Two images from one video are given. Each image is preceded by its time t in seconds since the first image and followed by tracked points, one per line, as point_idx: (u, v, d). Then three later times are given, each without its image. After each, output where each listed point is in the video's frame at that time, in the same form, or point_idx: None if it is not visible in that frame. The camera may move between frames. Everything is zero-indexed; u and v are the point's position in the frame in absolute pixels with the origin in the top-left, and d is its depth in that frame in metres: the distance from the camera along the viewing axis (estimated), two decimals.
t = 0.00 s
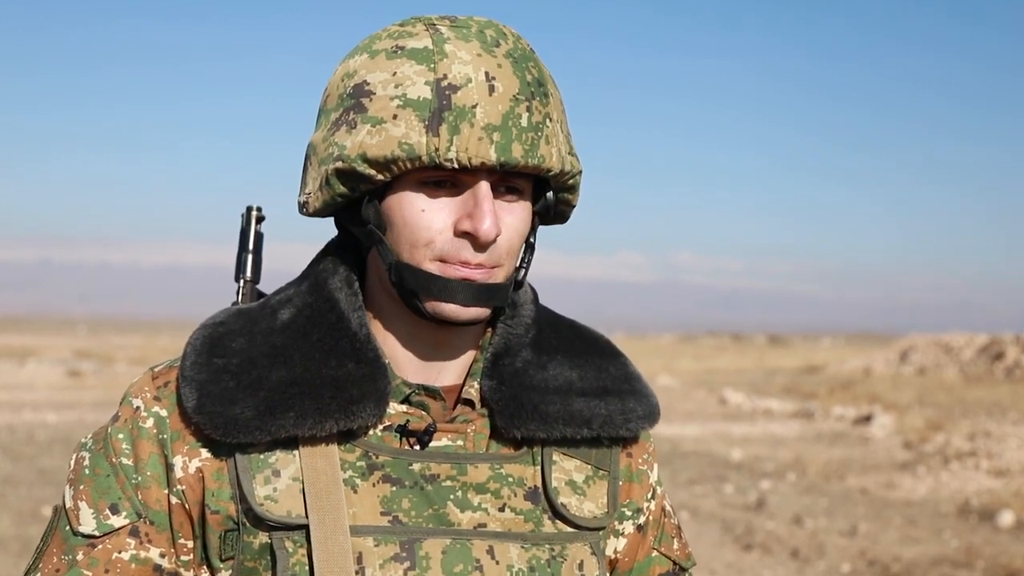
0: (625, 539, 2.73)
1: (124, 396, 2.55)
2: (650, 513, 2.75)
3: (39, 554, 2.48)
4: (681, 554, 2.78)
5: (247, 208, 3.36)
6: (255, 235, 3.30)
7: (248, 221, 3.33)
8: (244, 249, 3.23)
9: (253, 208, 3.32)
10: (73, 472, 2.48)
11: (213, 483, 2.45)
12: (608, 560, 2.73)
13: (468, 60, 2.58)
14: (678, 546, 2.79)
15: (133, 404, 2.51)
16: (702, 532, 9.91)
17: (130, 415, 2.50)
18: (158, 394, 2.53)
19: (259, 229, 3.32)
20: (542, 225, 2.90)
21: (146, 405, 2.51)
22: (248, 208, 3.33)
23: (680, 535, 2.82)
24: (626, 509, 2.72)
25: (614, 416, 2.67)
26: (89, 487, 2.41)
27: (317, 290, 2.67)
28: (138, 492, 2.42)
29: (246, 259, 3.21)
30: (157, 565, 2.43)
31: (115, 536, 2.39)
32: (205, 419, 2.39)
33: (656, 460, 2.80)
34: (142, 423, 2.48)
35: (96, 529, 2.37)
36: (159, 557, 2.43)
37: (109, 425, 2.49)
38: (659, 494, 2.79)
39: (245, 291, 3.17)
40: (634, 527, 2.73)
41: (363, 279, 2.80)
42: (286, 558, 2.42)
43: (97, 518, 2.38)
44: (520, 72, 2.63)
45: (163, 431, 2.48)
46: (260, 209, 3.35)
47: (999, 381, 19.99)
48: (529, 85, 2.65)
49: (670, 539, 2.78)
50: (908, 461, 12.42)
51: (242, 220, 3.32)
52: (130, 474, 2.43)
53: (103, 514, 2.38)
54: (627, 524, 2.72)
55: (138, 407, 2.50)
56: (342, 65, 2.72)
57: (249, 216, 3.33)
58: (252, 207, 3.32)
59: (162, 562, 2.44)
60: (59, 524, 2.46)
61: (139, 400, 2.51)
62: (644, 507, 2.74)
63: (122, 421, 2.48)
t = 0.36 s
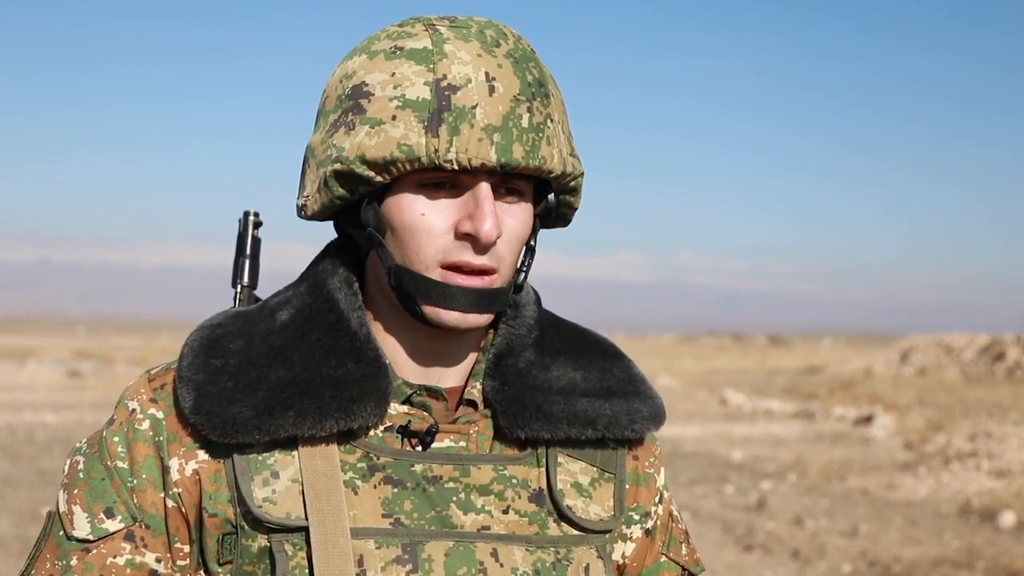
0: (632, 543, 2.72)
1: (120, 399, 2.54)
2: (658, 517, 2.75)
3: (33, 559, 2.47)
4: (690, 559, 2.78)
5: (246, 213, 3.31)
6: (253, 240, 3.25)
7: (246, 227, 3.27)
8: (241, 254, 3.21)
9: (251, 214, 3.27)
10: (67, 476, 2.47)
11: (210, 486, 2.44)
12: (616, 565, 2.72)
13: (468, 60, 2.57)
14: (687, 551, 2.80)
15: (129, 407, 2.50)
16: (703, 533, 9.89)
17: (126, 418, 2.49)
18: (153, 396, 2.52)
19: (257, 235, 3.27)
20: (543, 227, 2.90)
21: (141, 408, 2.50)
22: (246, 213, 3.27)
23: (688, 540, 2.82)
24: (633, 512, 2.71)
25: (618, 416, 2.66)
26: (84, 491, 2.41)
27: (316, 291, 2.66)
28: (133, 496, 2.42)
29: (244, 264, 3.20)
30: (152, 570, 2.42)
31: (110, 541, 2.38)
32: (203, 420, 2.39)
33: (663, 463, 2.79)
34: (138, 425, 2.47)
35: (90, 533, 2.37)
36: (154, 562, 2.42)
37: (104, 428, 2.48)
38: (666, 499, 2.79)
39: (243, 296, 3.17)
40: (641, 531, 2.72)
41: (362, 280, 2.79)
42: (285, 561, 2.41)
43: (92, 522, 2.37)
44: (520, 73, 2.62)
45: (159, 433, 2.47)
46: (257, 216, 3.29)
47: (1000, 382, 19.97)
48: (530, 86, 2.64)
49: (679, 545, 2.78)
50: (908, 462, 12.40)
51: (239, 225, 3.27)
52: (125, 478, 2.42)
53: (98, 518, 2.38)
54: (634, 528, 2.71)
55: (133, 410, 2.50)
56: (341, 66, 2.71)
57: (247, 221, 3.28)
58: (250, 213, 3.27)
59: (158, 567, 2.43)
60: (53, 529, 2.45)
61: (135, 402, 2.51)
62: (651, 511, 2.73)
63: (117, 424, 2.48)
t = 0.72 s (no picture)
0: (649, 548, 2.69)
1: (126, 400, 2.51)
2: (674, 521, 2.73)
3: (38, 563, 2.45)
4: (706, 563, 2.76)
5: (255, 214, 3.30)
6: (262, 241, 3.23)
7: (255, 228, 3.27)
8: (250, 256, 3.18)
9: (261, 215, 3.26)
10: (73, 480, 2.44)
11: (219, 488, 2.42)
12: (632, 570, 2.69)
13: (474, 47, 2.55)
14: (704, 555, 2.78)
15: (136, 409, 2.48)
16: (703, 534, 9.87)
17: (132, 419, 2.46)
18: (161, 398, 2.50)
19: (267, 236, 3.25)
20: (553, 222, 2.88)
21: (148, 409, 2.47)
22: (255, 215, 3.27)
23: (705, 544, 2.80)
24: (649, 516, 2.69)
25: (634, 417, 2.64)
26: (90, 494, 2.38)
27: (326, 290, 2.64)
28: (140, 499, 2.39)
29: (252, 266, 3.17)
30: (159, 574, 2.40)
31: (116, 544, 2.35)
32: (211, 420, 2.36)
33: (679, 466, 2.78)
34: (145, 427, 2.45)
35: (96, 537, 2.34)
36: (161, 566, 2.39)
37: (110, 430, 2.45)
38: (682, 502, 2.77)
39: (252, 298, 3.15)
40: (658, 534, 2.70)
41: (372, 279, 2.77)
42: (295, 565, 2.38)
43: (98, 526, 2.35)
44: (527, 60, 2.60)
45: (166, 435, 2.44)
46: (267, 216, 3.29)
47: (1000, 383, 19.94)
48: (537, 72, 2.61)
49: (695, 549, 2.76)
50: (909, 463, 12.39)
51: (249, 227, 3.26)
52: (132, 481, 2.40)
53: (103, 522, 2.35)
54: (650, 532, 2.69)
55: (140, 411, 2.47)
56: (348, 62, 2.69)
57: (256, 223, 3.27)
58: (260, 214, 3.26)
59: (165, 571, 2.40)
60: (58, 533, 2.43)
61: (142, 404, 2.48)
62: (668, 515, 2.71)
63: (124, 426, 2.45)
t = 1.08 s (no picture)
0: (656, 547, 2.67)
1: (135, 400, 2.49)
2: (680, 521, 2.71)
3: (47, 563, 2.43)
4: (712, 563, 2.74)
5: (258, 215, 3.25)
6: (265, 243, 3.20)
7: (258, 229, 3.22)
8: (253, 257, 3.16)
9: (264, 216, 3.21)
10: (81, 480, 2.42)
11: (229, 488, 2.40)
12: (640, 569, 2.67)
13: (489, 48, 2.53)
14: (709, 555, 2.76)
15: (144, 409, 2.46)
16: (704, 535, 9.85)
17: (141, 420, 2.45)
18: (170, 397, 2.48)
19: (270, 237, 3.22)
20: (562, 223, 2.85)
21: (158, 409, 2.45)
22: (258, 216, 3.22)
23: (711, 544, 2.78)
24: (657, 515, 2.67)
25: (643, 416, 2.62)
26: (99, 494, 2.36)
27: (335, 290, 2.62)
28: (150, 499, 2.37)
29: (256, 267, 3.15)
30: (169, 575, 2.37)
31: (126, 544, 2.33)
32: (222, 419, 2.34)
33: (685, 466, 2.76)
34: (154, 427, 2.42)
35: (106, 537, 2.32)
36: (172, 566, 2.37)
37: (119, 430, 2.43)
38: (688, 503, 2.75)
39: (256, 299, 3.13)
40: (665, 534, 2.68)
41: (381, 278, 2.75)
42: (307, 564, 2.36)
43: (108, 526, 2.33)
44: (541, 62, 2.58)
45: (176, 434, 2.42)
46: (270, 218, 3.24)
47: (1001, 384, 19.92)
48: (551, 74, 2.60)
49: (701, 549, 2.74)
50: (910, 463, 12.38)
51: (252, 227, 3.21)
52: (142, 480, 2.38)
53: (113, 521, 2.33)
54: (658, 532, 2.67)
55: (149, 411, 2.45)
56: (360, 61, 2.67)
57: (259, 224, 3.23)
58: (263, 215, 3.21)
59: (175, 572, 2.38)
60: (67, 534, 2.41)
61: (151, 404, 2.46)
62: (675, 515, 2.69)
63: (133, 426, 2.43)
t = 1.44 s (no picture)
0: (644, 547, 2.67)
1: (129, 400, 2.49)
2: (669, 520, 2.70)
3: (43, 562, 2.43)
4: (700, 561, 2.74)
5: (253, 212, 3.27)
6: (260, 239, 3.21)
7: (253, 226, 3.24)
8: (248, 254, 3.16)
9: (259, 212, 3.23)
10: (76, 480, 2.42)
11: (222, 489, 2.40)
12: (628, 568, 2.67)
13: (474, 47, 2.53)
14: (698, 554, 2.75)
15: (139, 409, 2.46)
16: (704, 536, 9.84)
17: (136, 419, 2.44)
18: (164, 397, 2.48)
19: (264, 234, 3.23)
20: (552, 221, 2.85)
21: (151, 410, 2.45)
22: (253, 212, 3.24)
23: (700, 542, 2.77)
24: (645, 515, 2.67)
25: (632, 418, 2.62)
26: (94, 494, 2.36)
27: (327, 291, 2.61)
28: (144, 499, 2.37)
29: (250, 264, 3.14)
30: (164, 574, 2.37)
31: (121, 544, 2.33)
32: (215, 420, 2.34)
33: (675, 466, 2.75)
34: (148, 427, 2.42)
35: (101, 537, 2.32)
36: (166, 566, 2.37)
37: (113, 430, 2.43)
38: (677, 501, 2.74)
39: (251, 296, 3.12)
40: (653, 534, 2.67)
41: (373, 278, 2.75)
42: (298, 565, 2.36)
43: (103, 526, 2.33)
44: (527, 60, 2.58)
45: (170, 435, 2.42)
46: (265, 214, 3.27)
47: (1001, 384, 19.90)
48: (536, 73, 2.60)
49: (690, 547, 2.73)
50: (911, 464, 12.37)
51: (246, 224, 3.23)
52: (136, 481, 2.38)
53: (109, 522, 2.33)
54: (646, 531, 2.66)
55: (143, 411, 2.45)
56: (348, 64, 2.67)
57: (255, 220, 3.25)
58: (257, 211, 3.23)
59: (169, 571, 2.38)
60: (62, 533, 2.41)
61: (145, 404, 2.46)
62: (663, 514, 2.69)
63: (127, 425, 2.43)
